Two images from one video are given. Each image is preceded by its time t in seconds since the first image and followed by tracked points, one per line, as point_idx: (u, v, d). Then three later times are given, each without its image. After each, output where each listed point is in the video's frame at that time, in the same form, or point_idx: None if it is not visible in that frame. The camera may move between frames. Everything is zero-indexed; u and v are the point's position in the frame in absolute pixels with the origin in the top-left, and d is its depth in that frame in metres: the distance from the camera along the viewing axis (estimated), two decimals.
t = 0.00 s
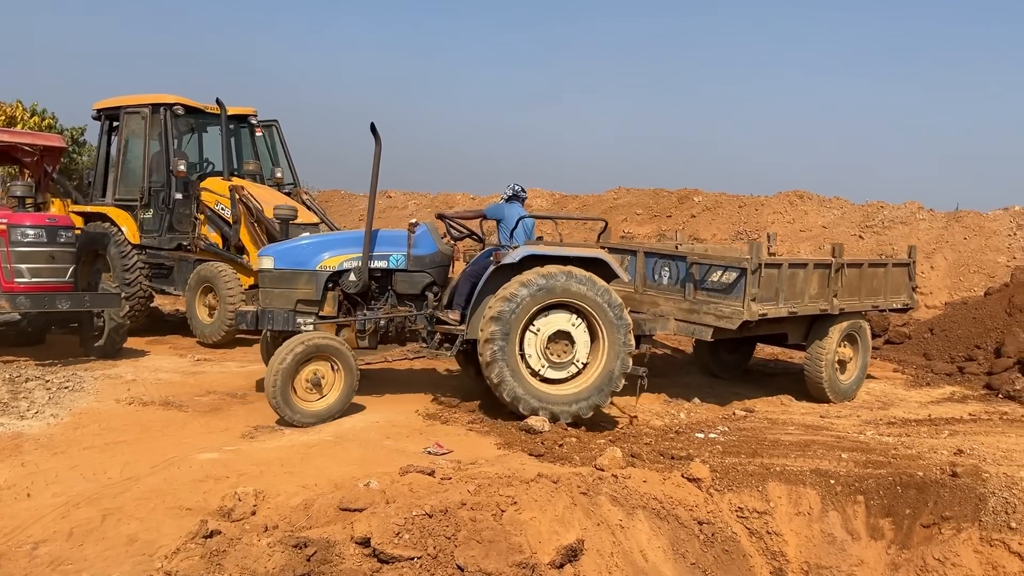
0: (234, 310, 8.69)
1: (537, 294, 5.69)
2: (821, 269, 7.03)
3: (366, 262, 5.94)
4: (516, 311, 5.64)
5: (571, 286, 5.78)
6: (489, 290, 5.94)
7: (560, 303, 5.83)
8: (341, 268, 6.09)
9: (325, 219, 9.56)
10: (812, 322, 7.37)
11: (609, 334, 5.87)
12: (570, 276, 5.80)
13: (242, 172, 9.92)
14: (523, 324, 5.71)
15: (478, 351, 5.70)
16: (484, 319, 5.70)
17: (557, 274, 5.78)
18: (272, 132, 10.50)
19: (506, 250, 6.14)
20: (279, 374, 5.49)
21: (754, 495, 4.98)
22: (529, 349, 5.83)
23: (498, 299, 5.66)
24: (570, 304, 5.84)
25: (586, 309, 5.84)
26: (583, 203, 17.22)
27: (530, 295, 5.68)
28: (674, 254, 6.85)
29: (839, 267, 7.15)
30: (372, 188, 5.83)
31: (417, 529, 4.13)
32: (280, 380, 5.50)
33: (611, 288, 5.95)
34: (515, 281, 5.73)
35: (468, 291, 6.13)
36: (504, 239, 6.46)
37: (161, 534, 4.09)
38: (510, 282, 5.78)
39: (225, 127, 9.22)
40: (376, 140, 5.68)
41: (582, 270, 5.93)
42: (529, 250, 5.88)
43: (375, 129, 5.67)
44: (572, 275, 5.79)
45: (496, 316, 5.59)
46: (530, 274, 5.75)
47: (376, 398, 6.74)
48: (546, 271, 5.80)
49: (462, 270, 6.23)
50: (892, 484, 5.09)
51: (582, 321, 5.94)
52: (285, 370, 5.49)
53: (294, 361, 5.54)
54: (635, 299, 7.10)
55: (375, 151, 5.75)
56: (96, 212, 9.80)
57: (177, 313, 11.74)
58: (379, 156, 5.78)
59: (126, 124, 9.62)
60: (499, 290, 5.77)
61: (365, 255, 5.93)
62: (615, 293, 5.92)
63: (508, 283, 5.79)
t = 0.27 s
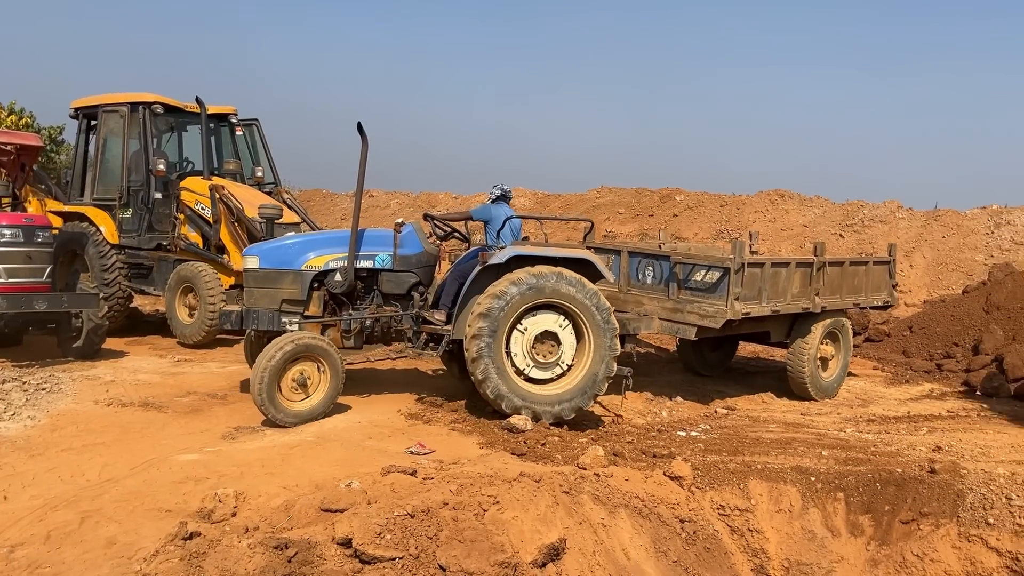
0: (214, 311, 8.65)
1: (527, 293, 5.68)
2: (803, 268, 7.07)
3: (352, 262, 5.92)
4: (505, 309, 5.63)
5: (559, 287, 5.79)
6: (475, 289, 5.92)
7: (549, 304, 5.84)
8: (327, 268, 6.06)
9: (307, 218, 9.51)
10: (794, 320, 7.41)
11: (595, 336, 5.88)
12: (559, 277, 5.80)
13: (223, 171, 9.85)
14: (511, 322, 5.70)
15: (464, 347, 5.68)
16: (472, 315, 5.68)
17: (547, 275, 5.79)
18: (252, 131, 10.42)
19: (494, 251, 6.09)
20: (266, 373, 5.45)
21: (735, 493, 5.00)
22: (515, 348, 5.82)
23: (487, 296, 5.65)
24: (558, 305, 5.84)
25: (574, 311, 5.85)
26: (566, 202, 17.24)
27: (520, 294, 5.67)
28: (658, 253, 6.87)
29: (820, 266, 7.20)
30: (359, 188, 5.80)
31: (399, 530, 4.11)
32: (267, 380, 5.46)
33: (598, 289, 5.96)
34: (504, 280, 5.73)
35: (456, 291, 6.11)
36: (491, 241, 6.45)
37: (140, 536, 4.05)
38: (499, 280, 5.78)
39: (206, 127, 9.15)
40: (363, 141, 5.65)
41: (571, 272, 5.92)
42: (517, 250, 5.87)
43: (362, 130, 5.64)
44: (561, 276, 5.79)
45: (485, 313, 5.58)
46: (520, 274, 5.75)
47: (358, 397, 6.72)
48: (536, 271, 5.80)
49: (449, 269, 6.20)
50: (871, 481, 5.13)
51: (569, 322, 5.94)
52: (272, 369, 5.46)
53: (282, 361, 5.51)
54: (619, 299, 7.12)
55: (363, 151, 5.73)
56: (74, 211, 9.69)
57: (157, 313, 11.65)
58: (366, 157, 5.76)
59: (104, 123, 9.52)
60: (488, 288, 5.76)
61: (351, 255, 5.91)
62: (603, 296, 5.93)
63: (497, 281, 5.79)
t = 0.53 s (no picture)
0: (199, 310, 8.60)
1: (511, 293, 5.68)
2: (789, 267, 7.10)
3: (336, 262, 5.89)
4: (489, 309, 5.63)
5: (544, 286, 5.79)
6: (460, 289, 5.92)
7: (533, 303, 5.84)
8: (311, 268, 6.04)
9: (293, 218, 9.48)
10: (780, 319, 7.44)
11: (580, 335, 5.88)
12: (543, 276, 5.80)
13: (208, 170, 9.80)
14: (495, 322, 5.70)
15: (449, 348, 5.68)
16: (457, 316, 5.68)
17: (531, 274, 5.79)
18: (237, 130, 10.37)
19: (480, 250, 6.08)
20: (249, 374, 5.42)
21: (722, 491, 5.02)
22: (501, 348, 5.82)
23: (472, 296, 5.65)
24: (543, 304, 5.84)
25: (558, 310, 5.85)
26: (554, 202, 17.24)
27: (504, 294, 5.67)
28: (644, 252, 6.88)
29: (805, 264, 7.23)
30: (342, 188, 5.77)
31: (386, 529, 4.10)
32: (250, 380, 5.43)
33: (583, 288, 5.96)
34: (488, 279, 5.72)
35: (441, 291, 6.09)
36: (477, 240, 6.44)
37: (125, 538, 4.03)
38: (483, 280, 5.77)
39: (191, 126, 9.10)
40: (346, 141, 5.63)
41: (556, 271, 5.92)
42: (502, 250, 5.86)
43: (345, 129, 5.61)
44: (545, 275, 5.80)
45: (470, 314, 5.57)
46: (504, 273, 5.75)
47: (345, 397, 6.69)
48: (520, 270, 5.79)
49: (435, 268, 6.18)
50: (857, 479, 5.15)
51: (555, 322, 5.94)
52: (255, 369, 5.43)
53: (265, 361, 5.48)
54: (606, 298, 7.13)
55: (346, 151, 5.71)
56: (58, 211, 9.61)
57: (142, 313, 11.58)
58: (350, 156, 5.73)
59: (88, 122, 9.45)
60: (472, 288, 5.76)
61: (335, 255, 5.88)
62: (587, 294, 5.94)
63: (482, 281, 5.79)
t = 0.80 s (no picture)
0: (190, 310, 8.57)
1: (503, 292, 5.68)
2: (779, 266, 7.12)
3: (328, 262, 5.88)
4: (481, 308, 5.62)
5: (536, 285, 5.78)
6: (452, 289, 5.92)
7: (525, 302, 5.83)
8: (302, 268, 6.02)
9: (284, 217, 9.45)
10: (771, 318, 7.46)
11: (572, 334, 5.88)
12: (535, 275, 5.80)
13: (199, 170, 9.77)
14: (487, 322, 5.70)
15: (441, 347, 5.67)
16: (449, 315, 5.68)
17: (523, 273, 5.78)
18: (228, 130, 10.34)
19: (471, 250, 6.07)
20: (240, 374, 5.40)
21: (713, 489, 5.03)
22: (493, 348, 5.82)
23: (464, 296, 5.64)
24: (535, 303, 5.84)
25: (550, 309, 5.85)
26: (545, 201, 17.24)
27: (496, 293, 5.67)
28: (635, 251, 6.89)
29: (796, 264, 7.25)
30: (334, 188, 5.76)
31: (378, 529, 4.10)
32: (241, 381, 5.41)
33: (574, 287, 5.97)
34: (480, 279, 5.72)
35: (433, 289, 6.08)
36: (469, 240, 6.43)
37: (115, 539, 4.01)
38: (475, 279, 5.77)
39: (181, 125, 9.07)
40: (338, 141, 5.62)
41: (548, 270, 5.92)
42: (494, 249, 5.85)
43: (337, 129, 5.60)
44: (537, 274, 5.79)
45: (461, 313, 5.57)
46: (496, 272, 5.75)
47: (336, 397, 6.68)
48: (512, 269, 5.79)
49: (427, 267, 6.17)
50: (848, 477, 5.16)
51: (546, 321, 5.94)
52: (246, 370, 5.41)
53: (256, 362, 5.46)
54: (597, 297, 7.14)
55: (338, 150, 5.69)
56: (48, 210, 9.56)
57: (133, 313, 11.53)
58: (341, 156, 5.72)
59: (78, 121, 9.40)
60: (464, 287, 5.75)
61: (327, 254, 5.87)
62: (579, 293, 5.94)
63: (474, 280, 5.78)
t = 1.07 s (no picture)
0: (186, 310, 8.56)
1: (500, 292, 5.68)
2: (776, 266, 7.13)
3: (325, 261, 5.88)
4: (478, 308, 5.62)
5: (533, 285, 5.79)
6: (449, 288, 5.91)
7: (523, 302, 5.84)
8: (299, 267, 6.02)
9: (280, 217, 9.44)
10: (767, 317, 7.47)
11: (569, 333, 5.89)
12: (533, 275, 5.80)
13: (195, 169, 9.75)
14: (485, 321, 5.69)
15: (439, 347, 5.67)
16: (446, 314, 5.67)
17: (521, 273, 5.79)
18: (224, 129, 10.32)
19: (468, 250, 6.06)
20: (237, 374, 5.40)
21: (709, 489, 5.04)
22: (490, 347, 5.82)
23: (461, 295, 5.64)
24: (533, 303, 5.84)
25: (547, 308, 5.85)
26: (541, 200, 17.24)
27: (494, 293, 5.66)
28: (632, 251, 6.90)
29: (792, 263, 7.27)
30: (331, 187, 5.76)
31: (374, 529, 4.10)
32: (239, 381, 5.41)
33: (571, 286, 5.97)
34: (478, 278, 5.72)
35: (430, 288, 6.06)
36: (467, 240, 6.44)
37: (111, 539, 4.00)
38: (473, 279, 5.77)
39: (177, 124, 9.05)
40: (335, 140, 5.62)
41: (546, 270, 5.92)
42: (491, 249, 5.84)
43: (334, 128, 5.60)
44: (535, 274, 5.79)
45: (459, 312, 5.56)
46: (493, 272, 5.75)
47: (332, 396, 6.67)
48: (510, 269, 5.79)
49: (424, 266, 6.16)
50: (843, 476, 5.18)
51: (544, 320, 5.94)
52: (243, 370, 5.40)
53: (254, 362, 5.46)
54: (594, 297, 7.15)
55: (335, 149, 5.69)
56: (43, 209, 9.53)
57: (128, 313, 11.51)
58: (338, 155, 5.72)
59: (73, 120, 9.37)
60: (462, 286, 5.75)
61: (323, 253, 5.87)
62: (576, 293, 5.94)
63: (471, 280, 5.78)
